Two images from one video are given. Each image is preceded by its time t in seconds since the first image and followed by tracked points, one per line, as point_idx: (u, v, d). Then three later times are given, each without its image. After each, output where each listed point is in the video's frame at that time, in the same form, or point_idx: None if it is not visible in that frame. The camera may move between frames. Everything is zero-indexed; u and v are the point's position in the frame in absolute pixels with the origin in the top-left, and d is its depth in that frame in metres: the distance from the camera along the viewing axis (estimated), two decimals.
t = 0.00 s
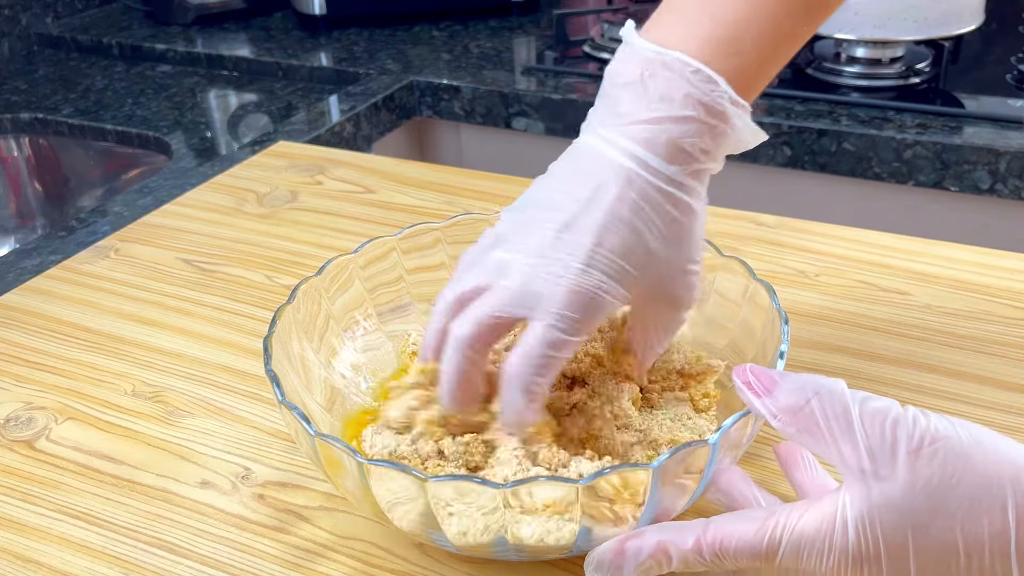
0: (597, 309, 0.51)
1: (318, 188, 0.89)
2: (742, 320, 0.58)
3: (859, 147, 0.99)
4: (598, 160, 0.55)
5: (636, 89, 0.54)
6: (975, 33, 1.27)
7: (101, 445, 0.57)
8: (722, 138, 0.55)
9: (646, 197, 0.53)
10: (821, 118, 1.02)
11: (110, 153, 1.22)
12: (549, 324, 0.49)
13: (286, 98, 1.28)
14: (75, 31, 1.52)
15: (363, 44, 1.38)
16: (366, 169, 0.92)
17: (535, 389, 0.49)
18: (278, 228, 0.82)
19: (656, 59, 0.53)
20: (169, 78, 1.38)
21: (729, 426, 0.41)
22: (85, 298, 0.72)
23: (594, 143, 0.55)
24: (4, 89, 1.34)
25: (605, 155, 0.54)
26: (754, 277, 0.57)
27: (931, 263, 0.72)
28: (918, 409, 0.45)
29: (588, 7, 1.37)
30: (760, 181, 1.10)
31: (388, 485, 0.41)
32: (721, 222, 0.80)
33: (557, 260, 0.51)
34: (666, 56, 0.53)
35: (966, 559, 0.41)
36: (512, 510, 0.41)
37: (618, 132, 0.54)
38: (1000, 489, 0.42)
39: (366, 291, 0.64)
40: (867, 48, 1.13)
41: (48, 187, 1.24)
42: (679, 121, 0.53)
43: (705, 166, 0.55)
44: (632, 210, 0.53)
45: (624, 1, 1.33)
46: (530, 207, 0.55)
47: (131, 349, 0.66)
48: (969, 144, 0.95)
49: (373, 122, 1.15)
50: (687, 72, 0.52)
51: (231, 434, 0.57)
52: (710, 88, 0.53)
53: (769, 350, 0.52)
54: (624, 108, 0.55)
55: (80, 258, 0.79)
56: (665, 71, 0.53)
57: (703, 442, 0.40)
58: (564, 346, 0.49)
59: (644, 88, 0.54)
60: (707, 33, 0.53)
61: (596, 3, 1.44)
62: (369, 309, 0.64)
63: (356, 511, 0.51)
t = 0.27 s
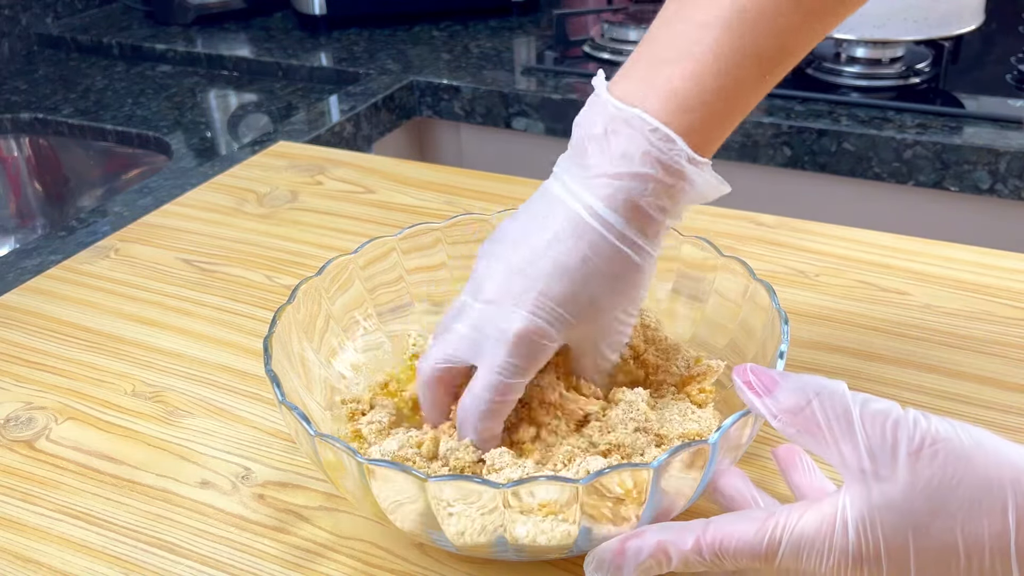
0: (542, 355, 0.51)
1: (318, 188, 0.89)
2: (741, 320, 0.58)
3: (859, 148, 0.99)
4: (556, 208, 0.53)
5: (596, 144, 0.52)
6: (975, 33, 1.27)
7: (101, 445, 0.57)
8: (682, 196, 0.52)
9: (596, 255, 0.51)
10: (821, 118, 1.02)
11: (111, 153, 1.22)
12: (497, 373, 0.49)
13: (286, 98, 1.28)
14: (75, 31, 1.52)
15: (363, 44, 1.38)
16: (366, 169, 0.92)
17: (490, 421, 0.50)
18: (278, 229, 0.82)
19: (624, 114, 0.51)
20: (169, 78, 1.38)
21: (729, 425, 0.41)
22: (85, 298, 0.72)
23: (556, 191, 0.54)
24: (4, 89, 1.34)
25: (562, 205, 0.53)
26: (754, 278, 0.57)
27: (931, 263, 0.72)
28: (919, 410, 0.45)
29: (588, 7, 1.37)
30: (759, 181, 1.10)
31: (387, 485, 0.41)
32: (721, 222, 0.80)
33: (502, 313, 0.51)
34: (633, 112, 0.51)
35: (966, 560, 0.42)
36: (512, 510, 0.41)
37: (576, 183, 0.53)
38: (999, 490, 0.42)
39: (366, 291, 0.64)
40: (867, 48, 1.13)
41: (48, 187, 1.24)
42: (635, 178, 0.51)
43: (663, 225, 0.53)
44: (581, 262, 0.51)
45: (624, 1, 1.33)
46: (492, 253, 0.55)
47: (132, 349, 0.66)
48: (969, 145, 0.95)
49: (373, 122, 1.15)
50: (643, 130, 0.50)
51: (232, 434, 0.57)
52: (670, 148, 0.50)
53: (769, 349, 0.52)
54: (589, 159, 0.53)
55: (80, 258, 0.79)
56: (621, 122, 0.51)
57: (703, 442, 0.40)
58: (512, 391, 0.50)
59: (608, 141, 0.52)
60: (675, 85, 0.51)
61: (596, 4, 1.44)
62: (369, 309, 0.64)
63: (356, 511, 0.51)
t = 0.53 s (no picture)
0: (543, 336, 0.50)
1: (318, 188, 0.89)
2: (741, 320, 0.58)
3: (859, 147, 0.99)
4: (537, 175, 0.53)
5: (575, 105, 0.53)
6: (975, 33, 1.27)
7: (101, 445, 0.57)
8: (665, 148, 0.53)
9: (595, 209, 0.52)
10: (821, 118, 1.02)
11: (111, 153, 1.22)
12: (502, 348, 0.49)
13: (286, 98, 1.28)
14: (76, 31, 1.52)
15: (362, 44, 1.38)
16: (366, 169, 0.92)
17: (483, 417, 0.48)
18: (278, 229, 0.82)
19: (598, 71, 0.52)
20: (169, 78, 1.38)
21: (729, 426, 0.41)
22: (85, 298, 0.72)
23: (531, 160, 0.54)
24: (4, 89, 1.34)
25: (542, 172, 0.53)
26: (754, 278, 0.57)
27: (931, 263, 0.72)
28: (919, 412, 0.45)
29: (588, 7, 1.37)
30: (759, 181, 1.09)
31: (387, 485, 0.41)
32: (721, 222, 0.80)
33: (502, 287, 0.51)
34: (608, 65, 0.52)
35: (966, 561, 0.42)
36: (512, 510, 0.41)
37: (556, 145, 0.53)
38: (999, 491, 0.42)
39: (366, 291, 0.64)
40: (867, 48, 1.13)
41: (48, 187, 1.24)
42: (621, 132, 0.52)
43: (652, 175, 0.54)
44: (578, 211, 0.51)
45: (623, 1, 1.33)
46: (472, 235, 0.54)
47: (131, 349, 0.66)
48: (969, 145, 0.95)
49: (373, 122, 1.15)
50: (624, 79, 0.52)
51: (231, 434, 0.57)
52: (652, 96, 0.51)
53: (769, 350, 0.52)
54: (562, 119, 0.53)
55: (80, 258, 0.79)
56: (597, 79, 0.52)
57: (703, 442, 0.40)
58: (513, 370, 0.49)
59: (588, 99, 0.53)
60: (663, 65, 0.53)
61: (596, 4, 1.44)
62: (368, 309, 0.64)
63: (355, 511, 0.51)
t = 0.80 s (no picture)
0: (570, 388, 0.49)
1: (318, 188, 0.89)
2: (741, 320, 0.58)
3: (859, 148, 0.99)
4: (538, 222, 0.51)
5: (579, 171, 0.49)
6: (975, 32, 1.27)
7: (101, 445, 0.56)
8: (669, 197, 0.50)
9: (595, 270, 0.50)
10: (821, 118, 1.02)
11: (110, 153, 1.22)
12: (536, 409, 0.48)
13: (286, 98, 1.28)
14: (76, 31, 1.52)
15: (362, 43, 1.38)
16: (366, 169, 0.92)
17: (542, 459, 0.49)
18: (278, 229, 0.82)
19: (603, 139, 0.48)
20: (169, 78, 1.38)
21: (728, 426, 0.41)
22: (85, 298, 0.72)
23: (531, 205, 0.52)
24: (4, 89, 1.34)
25: (542, 226, 0.51)
26: (754, 277, 0.57)
27: (931, 263, 0.72)
28: (920, 413, 0.45)
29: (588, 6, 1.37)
30: (760, 180, 1.09)
31: (387, 485, 0.41)
32: (721, 222, 0.80)
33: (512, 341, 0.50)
34: (615, 137, 0.48)
35: (967, 563, 0.42)
36: (511, 509, 0.41)
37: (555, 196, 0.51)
38: (1002, 494, 0.42)
39: (366, 291, 0.64)
40: (867, 48, 1.13)
41: (48, 187, 1.24)
42: (621, 189, 0.49)
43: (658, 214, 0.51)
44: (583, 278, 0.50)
45: (624, 1, 1.33)
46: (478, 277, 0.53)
47: (132, 349, 0.66)
48: (969, 145, 0.95)
49: (373, 122, 1.15)
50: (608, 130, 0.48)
51: (231, 434, 0.57)
52: (664, 168, 0.48)
53: (769, 349, 0.52)
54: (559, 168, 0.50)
55: (80, 258, 0.79)
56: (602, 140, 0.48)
57: (703, 443, 0.40)
58: (555, 431, 0.49)
59: (594, 166, 0.49)
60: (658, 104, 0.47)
61: (596, 3, 1.44)
62: (369, 309, 0.64)
63: (356, 511, 0.51)
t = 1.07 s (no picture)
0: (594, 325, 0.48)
1: (318, 188, 0.89)
2: (741, 320, 0.58)
3: (859, 148, 0.99)
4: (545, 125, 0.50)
5: (592, 70, 0.48)
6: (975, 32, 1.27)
7: (101, 445, 0.56)
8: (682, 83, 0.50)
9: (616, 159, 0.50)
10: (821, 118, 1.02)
11: (110, 153, 1.22)
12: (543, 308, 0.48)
13: (286, 98, 1.28)
14: (75, 31, 1.52)
15: (362, 43, 1.38)
16: (366, 169, 0.92)
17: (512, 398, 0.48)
18: (277, 228, 0.82)
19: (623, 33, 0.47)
20: (169, 78, 1.38)
21: (729, 426, 0.41)
22: (85, 298, 0.72)
23: (535, 109, 0.51)
24: (4, 89, 1.34)
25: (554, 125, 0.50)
26: (754, 277, 0.57)
27: (931, 263, 0.72)
28: (921, 414, 0.45)
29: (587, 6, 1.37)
30: (760, 180, 1.09)
31: (388, 485, 0.41)
32: (721, 222, 0.80)
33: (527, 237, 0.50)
34: (636, 31, 0.47)
35: (968, 564, 0.41)
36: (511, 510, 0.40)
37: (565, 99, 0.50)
38: (1003, 494, 0.42)
39: (366, 291, 0.64)
40: (867, 48, 1.12)
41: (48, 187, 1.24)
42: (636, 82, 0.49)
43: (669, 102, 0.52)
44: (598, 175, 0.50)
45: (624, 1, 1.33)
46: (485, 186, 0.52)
47: (132, 349, 0.66)
48: (969, 145, 0.95)
49: (373, 122, 1.15)
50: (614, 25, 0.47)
51: (231, 434, 0.57)
52: (684, 58, 0.49)
53: (769, 348, 0.52)
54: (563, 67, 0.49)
55: (80, 258, 0.79)
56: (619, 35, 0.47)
57: (703, 442, 0.40)
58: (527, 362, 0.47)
59: (609, 66, 0.48)
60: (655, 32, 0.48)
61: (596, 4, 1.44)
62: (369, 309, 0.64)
63: (356, 511, 0.51)
